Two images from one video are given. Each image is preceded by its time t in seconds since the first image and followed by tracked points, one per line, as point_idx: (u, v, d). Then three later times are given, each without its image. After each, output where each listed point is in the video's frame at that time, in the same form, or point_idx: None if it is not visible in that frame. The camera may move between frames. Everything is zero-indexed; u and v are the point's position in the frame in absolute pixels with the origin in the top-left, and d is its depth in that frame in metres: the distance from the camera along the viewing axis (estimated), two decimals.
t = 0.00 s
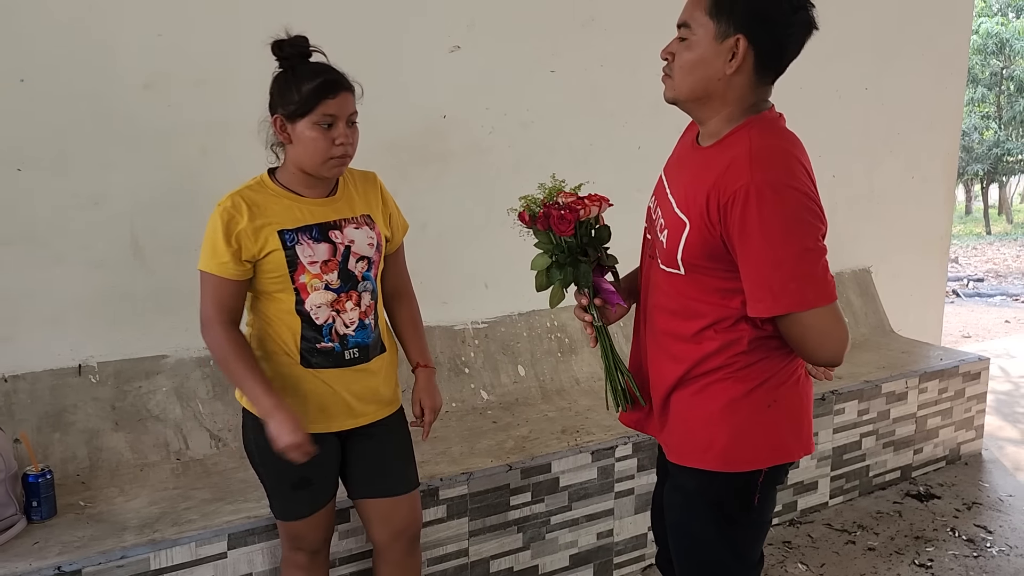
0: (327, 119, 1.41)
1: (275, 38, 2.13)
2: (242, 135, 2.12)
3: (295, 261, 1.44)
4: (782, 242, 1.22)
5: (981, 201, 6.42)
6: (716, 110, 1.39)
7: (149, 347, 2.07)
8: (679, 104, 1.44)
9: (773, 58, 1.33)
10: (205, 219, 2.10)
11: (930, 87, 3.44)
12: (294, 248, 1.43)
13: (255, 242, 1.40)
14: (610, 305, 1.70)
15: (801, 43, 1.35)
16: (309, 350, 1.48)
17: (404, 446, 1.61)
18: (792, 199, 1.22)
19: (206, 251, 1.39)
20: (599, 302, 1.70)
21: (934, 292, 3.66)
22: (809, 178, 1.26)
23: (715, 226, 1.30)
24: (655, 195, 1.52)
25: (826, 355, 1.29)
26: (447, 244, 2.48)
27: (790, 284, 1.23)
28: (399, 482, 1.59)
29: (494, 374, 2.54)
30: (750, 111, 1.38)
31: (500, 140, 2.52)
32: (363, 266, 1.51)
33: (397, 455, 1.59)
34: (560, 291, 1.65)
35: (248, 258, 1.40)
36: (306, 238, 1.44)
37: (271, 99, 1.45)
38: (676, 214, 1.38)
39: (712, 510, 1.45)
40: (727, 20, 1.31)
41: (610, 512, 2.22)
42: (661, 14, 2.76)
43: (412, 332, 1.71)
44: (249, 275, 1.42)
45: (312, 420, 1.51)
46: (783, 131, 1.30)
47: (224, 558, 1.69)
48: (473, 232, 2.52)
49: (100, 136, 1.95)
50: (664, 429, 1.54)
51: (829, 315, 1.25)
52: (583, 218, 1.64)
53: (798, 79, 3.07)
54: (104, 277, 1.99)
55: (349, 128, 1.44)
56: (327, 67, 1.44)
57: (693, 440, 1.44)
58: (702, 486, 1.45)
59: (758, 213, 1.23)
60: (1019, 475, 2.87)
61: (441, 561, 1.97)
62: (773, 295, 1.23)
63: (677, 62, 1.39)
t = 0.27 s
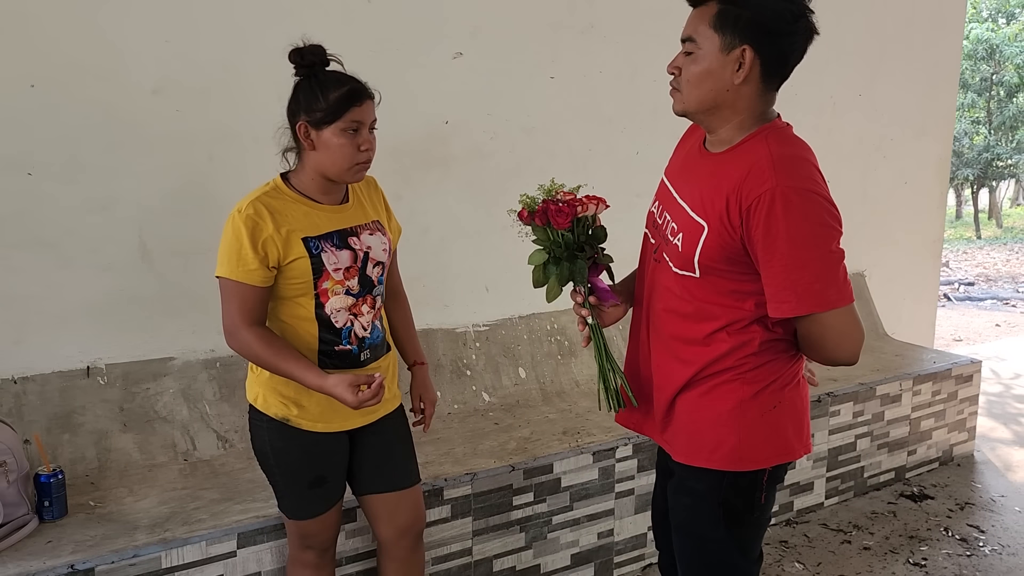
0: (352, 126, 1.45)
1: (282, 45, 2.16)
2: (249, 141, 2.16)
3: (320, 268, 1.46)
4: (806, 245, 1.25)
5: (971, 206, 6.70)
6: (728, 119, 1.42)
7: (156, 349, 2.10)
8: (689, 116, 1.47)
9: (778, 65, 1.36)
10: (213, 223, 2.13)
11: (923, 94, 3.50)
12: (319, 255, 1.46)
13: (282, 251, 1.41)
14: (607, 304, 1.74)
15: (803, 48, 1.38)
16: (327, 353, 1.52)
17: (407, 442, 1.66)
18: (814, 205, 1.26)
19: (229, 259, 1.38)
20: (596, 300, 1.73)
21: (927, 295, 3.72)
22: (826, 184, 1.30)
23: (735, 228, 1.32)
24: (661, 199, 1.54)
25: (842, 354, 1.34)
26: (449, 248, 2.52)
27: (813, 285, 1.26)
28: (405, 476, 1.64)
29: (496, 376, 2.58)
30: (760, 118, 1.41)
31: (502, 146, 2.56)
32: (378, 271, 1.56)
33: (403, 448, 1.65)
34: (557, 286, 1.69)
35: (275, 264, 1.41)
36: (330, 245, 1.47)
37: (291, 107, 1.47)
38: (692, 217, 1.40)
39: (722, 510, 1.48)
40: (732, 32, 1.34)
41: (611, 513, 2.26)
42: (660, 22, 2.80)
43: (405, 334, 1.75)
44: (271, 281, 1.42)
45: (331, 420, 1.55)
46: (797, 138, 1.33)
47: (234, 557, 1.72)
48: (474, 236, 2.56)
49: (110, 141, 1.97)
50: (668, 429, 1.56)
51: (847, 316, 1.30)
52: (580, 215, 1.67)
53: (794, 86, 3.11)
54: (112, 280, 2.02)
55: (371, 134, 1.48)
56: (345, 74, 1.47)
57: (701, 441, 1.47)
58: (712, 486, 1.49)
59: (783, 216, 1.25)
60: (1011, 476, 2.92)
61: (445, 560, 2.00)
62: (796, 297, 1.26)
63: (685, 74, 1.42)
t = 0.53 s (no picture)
0: (340, 125, 1.47)
1: (287, 49, 2.19)
2: (254, 145, 2.18)
3: (337, 267, 1.49)
4: (810, 242, 1.27)
5: (963, 210, 6.61)
6: (727, 121, 1.44)
7: (162, 350, 2.12)
8: (692, 123, 1.49)
9: (774, 65, 1.39)
10: (218, 225, 2.15)
11: (916, 99, 3.54)
12: (337, 254, 1.49)
13: (301, 249, 1.44)
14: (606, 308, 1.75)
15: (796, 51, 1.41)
16: (342, 353, 1.54)
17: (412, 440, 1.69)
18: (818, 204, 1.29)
19: (245, 252, 1.40)
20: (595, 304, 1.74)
21: (921, 298, 3.76)
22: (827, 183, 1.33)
23: (739, 228, 1.35)
24: (662, 201, 1.57)
25: (847, 345, 1.36)
26: (450, 250, 2.55)
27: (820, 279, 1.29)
28: (409, 471, 1.67)
29: (496, 378, 2.60)
30: (759, 118, 1.43)
31: (503, 150, 2.59)
32: (390, 273, 1.60)
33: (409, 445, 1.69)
34: (557, 289, 1.71)
35: (294, 262, 1.43)
36: (347, 245, 1.51)
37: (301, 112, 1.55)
38: (695, 218, 1.42)
39: (722, 506, 1.51)
40: (727, 33, 1.38)
41: (611, 512, 2.29)
42: (658, 28, 2.83)
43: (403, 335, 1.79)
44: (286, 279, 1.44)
45: (344, 420, 1.57)
46: (796, 139, 1.36)
47: (242, 554, 1.74)
48: (475, 239, 2.59)
49: (118, 144, 2.00)
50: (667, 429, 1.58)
51: (851, 311, 1.33)
52: (577, 220, 1.71)
53: (790, 91, 3.15)
54: (119, 282, 2.04)
55: (364, 134, 1.49)
56: (354, 78, 1.52)
57: (701, 439, 1.49)
58: (712, 483, 1.51)
59: (788, 215, 1.28)
60: (1004, 476, 2.96)
61: (449, 558, 2.03)
62: (802, 293, 1.29)
63: (684, 80, 1.45)
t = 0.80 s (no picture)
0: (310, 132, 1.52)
1: (295, 54, 2.22)
2: (263, 148, 2.21)
3: (334, 268, 1.52)
4: (794, 246, 1.30)
5: (958, 214, 6.71)
6: (716, 129, 1.46)
7: (171, 351, 2.15)
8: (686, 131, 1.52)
9: (761, 72, 1.41)
10: (227, 227, 2.18)
11: (914, 104, 3.58)
12: (334, 256, 1.52)
13: (298, 248, 1.48)
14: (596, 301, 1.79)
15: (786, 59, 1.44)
16: (339, 352, 1.57)
17: (421, 442, 1.72)
18: (803, 209, 1.31)
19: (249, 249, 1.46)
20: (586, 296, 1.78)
21: (918, 301, 3.79)
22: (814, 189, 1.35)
23: (727, 232, 1.37)
24: (658, 208, 1.59)
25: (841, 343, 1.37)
26: (455, 253, 2.57)
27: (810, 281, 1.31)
28: (416, 472, 1.70)
29: (500, 379, 2.63)
30: (750, 125, 1.45)
31: (507, 154, 2.62)
32: (394, 278, 1.60)
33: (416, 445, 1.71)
34: (551, 280, 1.74)
35: (290, 261, 1.48)
36: (347, 247, 1.53)
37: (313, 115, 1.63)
38: (685, 223, 1.45)
39: (713, 507, 1.53)
40: (711, 42, 1.41)
41: (614, 511, 2.32)
42: (661, 33, 2.87)
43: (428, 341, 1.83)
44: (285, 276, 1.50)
45: (342, 417, 1.59)
46: (782, 146, 1.39)
47: (252, 552, 1.77)
48: (480, 241, 2.62)
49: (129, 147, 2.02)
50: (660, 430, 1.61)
51: (842, 313, 1.34)
52: (579, 216, 1.74)
53: (789, 96, 3.19)
54: (130, 283, 2.07)
55: (331, 140, 1.51)
56: (349, 85, 1.54)
57: (690, 439, 1.51)
58: (702, 483, 1.53)
59: (771, 219, 1.31)
60: (1001, 477, 2.99)
61: (455, 557, 2.05)
62: (788, 296, 1.31)
63: (674, 89, 1.48)
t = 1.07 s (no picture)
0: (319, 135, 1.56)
1: (309, 59, 2.25)
2: (277, 151, 2.24)
3: (333, 268, 1.57)
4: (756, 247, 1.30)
5: (962, 218, 6.83)
6: (697, 133, 1.48)
7: (186, 351, 2.18)
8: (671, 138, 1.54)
9: (737, 76, 1.43)
10: (241, 229, 2.21)
11: (919, 108, 3.61)
12: (334, 256, 1.57)
13: (301, 248, 1.54)
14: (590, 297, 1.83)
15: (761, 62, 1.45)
16: (342, 350, 1.61)
17: (435, 445, 1.73)
18: (766, 211, 1.32)
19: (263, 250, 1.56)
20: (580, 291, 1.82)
21: (923, 304, 3.82)
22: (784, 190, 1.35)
23: (697, 235, 1.39)
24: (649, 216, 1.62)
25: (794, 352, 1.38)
26: (465, 255, 2.60)
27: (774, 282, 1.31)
28: (430, 476, 1.71)
29: (508, 379, 2.66)
30: (730, 129, 1.46)
31: (516, 157, 2.65)
32: (397, 279, 1.62)
33: (427, 449, 1.71)
34: (549, 270, 1.79)
35: (293, 260, 1.55)
36: (347, 248, 1.57)
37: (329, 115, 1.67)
38: (665, 228, 1.48)
39: (705, 505, 1.51)
40: (687, 50, 1.43)
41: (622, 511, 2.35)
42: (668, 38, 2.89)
43: (462, 342, 1.82)
44: (295, 276, 1.58)
45: (345, 414, 1.63)
46: (753, 149, 1.40)
47: (267, 548, 1.80)
48: (489, 243, 2.65)
49: (146, 150, 2.06)
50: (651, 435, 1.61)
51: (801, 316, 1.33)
52: (587, 214, 1.77)
53: (795, 100, 3.22)
54: (145, 284, 2.10)
55: (338, 142, 1.54)
56: (354, 87, 1.56)
57: (677, 445, 1.51)
58: (693, 485, 1.51)
59: (737, 221, 1.32)
60: (1004, 478, 3.02)
61: (465, 554, 2.08)
62: (751, 298, 1.31)
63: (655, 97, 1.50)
